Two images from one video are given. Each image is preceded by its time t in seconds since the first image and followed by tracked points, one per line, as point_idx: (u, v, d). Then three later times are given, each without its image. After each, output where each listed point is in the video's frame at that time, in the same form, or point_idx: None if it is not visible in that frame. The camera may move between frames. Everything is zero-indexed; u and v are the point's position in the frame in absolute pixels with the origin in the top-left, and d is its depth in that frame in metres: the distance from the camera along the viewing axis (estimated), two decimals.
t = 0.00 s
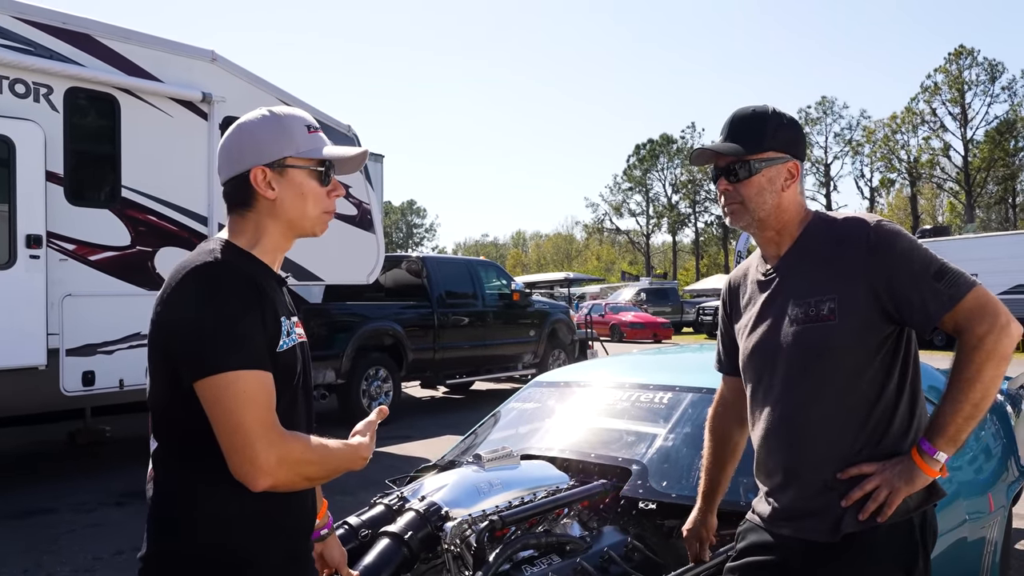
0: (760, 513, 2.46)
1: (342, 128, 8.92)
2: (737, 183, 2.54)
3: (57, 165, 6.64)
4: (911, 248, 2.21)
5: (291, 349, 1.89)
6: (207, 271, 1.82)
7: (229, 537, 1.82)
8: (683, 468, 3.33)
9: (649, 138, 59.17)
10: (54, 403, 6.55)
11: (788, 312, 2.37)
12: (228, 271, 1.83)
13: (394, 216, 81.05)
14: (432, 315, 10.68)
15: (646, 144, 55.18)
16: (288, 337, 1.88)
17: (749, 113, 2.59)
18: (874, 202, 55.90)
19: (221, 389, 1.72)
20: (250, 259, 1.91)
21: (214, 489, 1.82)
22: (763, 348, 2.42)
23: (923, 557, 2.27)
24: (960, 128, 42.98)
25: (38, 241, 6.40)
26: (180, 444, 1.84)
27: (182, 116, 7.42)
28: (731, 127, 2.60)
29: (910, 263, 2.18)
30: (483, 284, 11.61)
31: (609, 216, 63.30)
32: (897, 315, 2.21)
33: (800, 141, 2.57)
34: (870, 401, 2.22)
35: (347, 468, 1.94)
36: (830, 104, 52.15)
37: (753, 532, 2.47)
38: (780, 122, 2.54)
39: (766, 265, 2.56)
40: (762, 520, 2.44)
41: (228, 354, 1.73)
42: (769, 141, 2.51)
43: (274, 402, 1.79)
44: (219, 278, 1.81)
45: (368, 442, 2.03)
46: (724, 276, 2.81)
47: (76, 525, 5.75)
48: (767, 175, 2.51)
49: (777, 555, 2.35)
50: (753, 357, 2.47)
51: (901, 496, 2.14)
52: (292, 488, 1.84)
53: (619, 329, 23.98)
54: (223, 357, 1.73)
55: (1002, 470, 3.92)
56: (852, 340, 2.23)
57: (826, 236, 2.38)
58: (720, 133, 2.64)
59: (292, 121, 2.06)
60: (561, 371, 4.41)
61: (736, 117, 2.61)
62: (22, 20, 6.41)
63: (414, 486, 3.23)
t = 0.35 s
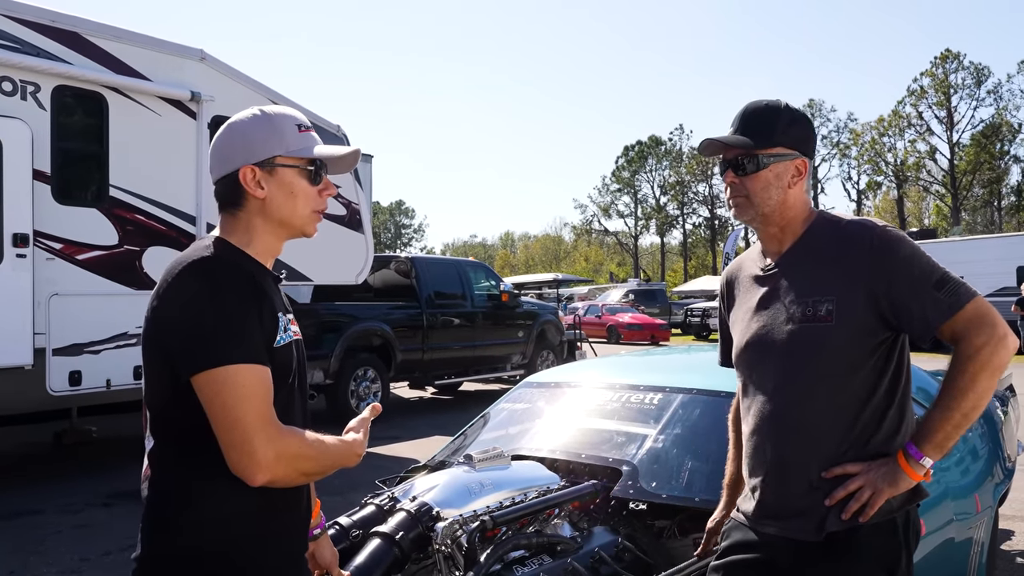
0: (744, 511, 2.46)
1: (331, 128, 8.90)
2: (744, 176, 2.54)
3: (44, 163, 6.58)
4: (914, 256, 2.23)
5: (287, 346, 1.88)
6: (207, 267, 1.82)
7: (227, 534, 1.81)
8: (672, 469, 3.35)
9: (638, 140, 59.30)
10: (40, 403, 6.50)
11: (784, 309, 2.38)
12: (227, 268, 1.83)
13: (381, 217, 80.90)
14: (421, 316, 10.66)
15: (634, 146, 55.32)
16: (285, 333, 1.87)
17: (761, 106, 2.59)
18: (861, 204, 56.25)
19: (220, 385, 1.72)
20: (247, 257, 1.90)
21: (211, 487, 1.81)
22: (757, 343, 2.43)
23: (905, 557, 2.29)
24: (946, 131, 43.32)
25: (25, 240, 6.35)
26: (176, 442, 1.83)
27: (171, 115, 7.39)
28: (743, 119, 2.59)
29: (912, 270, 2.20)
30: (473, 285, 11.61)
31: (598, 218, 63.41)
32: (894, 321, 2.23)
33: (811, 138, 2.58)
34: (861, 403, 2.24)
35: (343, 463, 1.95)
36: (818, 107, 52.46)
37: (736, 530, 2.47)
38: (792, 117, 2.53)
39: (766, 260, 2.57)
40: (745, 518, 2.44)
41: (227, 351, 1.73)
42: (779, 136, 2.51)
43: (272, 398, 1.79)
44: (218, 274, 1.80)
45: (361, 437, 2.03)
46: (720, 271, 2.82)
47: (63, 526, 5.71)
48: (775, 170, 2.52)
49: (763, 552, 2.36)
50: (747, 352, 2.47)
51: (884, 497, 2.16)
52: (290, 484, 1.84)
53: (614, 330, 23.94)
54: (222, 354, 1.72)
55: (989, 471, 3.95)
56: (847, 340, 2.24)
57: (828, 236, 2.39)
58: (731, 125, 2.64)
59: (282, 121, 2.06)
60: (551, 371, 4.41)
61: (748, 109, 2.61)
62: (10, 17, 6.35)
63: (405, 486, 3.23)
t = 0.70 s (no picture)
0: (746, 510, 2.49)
1: (329, 127, 8.90)
2: (761, 176, 2.55)
3: (42, 162, 6.57)
4: (927, 264, 2.20)
5: (292, 342, 1.88)
6: (212, 263, 1.82)
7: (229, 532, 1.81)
8: (670, 469, 3.36)
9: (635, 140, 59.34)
10: (38, 402, 6.49)
11: (794, 308, 2.39)
12: (233, 266, 1.83)
13: (379, 217, 80.87)
14: (419, 316, 10.66)
15: (631, 146, 55.35)
16: (289, 330, 1.88)
17: (779, 105, 2.60)
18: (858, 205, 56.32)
19: (217, 381, 1.72)
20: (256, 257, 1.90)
21: (213, 484, 1.81)
22: (766, 342, 2.44)
23: (903, 559, 2.29)
24: (943, 132, 43.41)
25: (23, 239, 6.34)
26: (178, 442, 1.84)
27: (169, 115, 7.38)
28: (760, 118, 2.60)
29: (923, 278, 2.18)
30: (470, 285, 11.61)
31: (595, 218, 63.45)
32: (902, 328, 2.21)
33: (828, 139, 2.58)
34: (863, 407, 2.24)
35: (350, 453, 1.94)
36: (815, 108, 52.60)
37: (738, 529, 2.50)
38: (809, 117, 2.54)
39: (780, 259, 2.58)
40: (751, 519, 2.46)
41: (226, 349, 1.73)
42: (797, 136, 2.52)
43: (271, 394, 1.79)
44: (221, 272, 1.81)
45: (376, 422, 2.02)
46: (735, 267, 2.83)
47: (60, 525, 5.71)
48: (792, 171, 2.52)
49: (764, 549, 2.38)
50: (756, 349, 2.48)
51: (881, 501, 2.16)
52: (292, 477, 1.84)
53: (620, 329, 23.95)
54: (221, 352, 1.73)
55: (986, 472, 3.96)
56: (853, 344, 2.24)
57: (844, 239, 2.38)
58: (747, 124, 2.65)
59: (289, 120, 2.06)
60: (549, 372, 4.41)
61: (766, 108, 2.62)
62: (7, 16, 6.34)
63: (404, 486, 3.23)
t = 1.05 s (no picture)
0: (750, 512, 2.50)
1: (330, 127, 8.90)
2: (762, 179, 2.56)
3: (42, 161, 6.58)
4: (928, 265, 2.21)
5: (305, 335, 1.91)
6: (213, 264, 1.82)
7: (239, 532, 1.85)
8: (670, 469, 3.37)
9: (635, 140, 59.34)
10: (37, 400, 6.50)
11: (795, 310, 2.39)
12: (234, 266, 1.83)
13: (378, 216, 80.87)
14: (418, 316, 10.67)
15: (631, 146, 55.36)
16: (301, 323, 1.90)
17: (781, 107, 2.60)
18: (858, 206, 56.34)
19: (197, 379, 1.73)
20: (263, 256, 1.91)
21: (221, 486, 1.85)
22: (768, 343, 2.45)
23: (909, 558, 2.30)
24: (942, 133, 43.42)
25: (23, 238, 6.35)
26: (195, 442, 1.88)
27: (169, 114, 7.39)
28: (762, 119, 2.61)
29: (924, 280, 2.19)
30: (470, 285, 11.62)
31: (594, 218, 63.45)
32: (904, 329, 2.22)
33: (830, 142, 2.59)
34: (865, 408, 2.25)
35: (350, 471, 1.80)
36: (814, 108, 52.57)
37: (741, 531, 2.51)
38: (811, 120, 2.55)
39: (781, 261, 2.59)
40: (753, 521, 2.47)
41: (213, 349, 1.73)
42: (798, 139, 2.52)
43: (253, 395, 1.76)
44: (219, 273, 1.81)
45: (400, 443, 1.83)
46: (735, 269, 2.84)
47: (59, 523, 5.71)
48: (794, 173, 2.53)
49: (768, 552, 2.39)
50: (758, 351, 2.49)
51: (886, 499, 2.17)
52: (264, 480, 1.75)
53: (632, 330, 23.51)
54: (204, 351, 1.73)
55: (985, 472, 3.97)
56: (855, 346, 2.25)
57: (845, 240, 2.39)
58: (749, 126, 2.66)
59: (278, 110, 2.07)
60: (548, 371, 4.42)
61: (769, 109, 2.62)
62: (8, 15, 6.35)
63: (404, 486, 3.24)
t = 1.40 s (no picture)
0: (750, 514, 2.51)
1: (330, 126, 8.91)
2: (767, 182, 2.56)
3: (43, 158, 6.58)
4: (930, 269, 2.22)
5: (293, 334, 1.89)
6: (212, 264, 1.84)
7: (242, 525, 1.91)
8: (668, 469, 3.37)
9: (636, 141, 59.33)
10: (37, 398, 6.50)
11: (798, 314, 2.40)
12: (232, 266, 1.85)
13: (378, 215, 80.87)
14: (417, 315, 10.66)
15: (631, 146, 55.37)
16: (288, 322, 1.89)
17: (786, 108, 2.61)
18: (858, 208, 56.34)
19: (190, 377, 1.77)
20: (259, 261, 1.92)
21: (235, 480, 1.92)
22: (770, 348, 2.45)
23: (910, 561, 2.30)
24: (942, 135, 43.41)
25: (23, 235, 6.35)
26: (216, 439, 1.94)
27: (170, 112, 7.39)
28: (767, 121, 2.61)
29: (927, 284, 2.19)
30: (469, 285, 11.62)
31: (594, 218, 63.45)
32: (907, 333, 2.23)
33: (832, 145, 2.60)
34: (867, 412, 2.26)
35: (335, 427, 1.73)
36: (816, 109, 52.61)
37: (741, 533, 2.53)
38: (816, 123, 2.56)
39: (782, 264, 2.59)
40: (754, 524, 2.48)
41: (201, 347, 1.76)
42: (804, 141, 2.53)
43: (238, 385, 1.78)
44: (214, 273, 1.83)
45: (372, 390, 1.71)
46: (735, 270, 2.84)
47: (58, 521, 5.72)
48: (799, 176, 2.54)
49: (770, 554, 2.40)
50: (759, 355, 2.50)
51: (889, 504, 2.18)
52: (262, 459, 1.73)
53: (639, 330, 22.96)
54: (191, 350, 1.77)
55: (982, 476, 3.98)
56: (857, 350, 2.25)
57: (847, 245, 2.39)
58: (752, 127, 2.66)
59: (280, 112, 2.15)
60: (547, 371, 4.42)
61: (773, 111, 2.63)
62: (9, 13, 6.35)
63: (403, 485, 3.25)
